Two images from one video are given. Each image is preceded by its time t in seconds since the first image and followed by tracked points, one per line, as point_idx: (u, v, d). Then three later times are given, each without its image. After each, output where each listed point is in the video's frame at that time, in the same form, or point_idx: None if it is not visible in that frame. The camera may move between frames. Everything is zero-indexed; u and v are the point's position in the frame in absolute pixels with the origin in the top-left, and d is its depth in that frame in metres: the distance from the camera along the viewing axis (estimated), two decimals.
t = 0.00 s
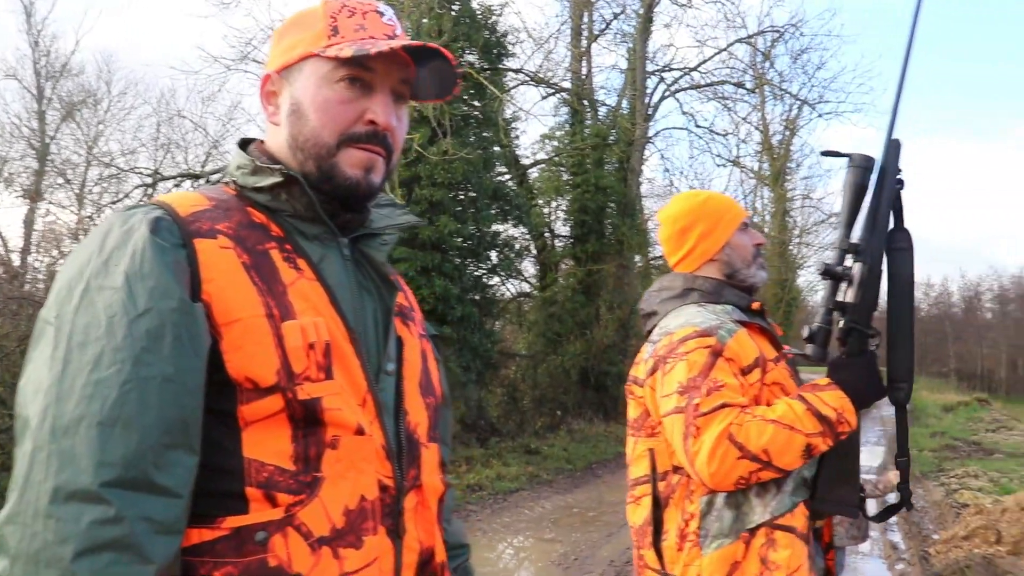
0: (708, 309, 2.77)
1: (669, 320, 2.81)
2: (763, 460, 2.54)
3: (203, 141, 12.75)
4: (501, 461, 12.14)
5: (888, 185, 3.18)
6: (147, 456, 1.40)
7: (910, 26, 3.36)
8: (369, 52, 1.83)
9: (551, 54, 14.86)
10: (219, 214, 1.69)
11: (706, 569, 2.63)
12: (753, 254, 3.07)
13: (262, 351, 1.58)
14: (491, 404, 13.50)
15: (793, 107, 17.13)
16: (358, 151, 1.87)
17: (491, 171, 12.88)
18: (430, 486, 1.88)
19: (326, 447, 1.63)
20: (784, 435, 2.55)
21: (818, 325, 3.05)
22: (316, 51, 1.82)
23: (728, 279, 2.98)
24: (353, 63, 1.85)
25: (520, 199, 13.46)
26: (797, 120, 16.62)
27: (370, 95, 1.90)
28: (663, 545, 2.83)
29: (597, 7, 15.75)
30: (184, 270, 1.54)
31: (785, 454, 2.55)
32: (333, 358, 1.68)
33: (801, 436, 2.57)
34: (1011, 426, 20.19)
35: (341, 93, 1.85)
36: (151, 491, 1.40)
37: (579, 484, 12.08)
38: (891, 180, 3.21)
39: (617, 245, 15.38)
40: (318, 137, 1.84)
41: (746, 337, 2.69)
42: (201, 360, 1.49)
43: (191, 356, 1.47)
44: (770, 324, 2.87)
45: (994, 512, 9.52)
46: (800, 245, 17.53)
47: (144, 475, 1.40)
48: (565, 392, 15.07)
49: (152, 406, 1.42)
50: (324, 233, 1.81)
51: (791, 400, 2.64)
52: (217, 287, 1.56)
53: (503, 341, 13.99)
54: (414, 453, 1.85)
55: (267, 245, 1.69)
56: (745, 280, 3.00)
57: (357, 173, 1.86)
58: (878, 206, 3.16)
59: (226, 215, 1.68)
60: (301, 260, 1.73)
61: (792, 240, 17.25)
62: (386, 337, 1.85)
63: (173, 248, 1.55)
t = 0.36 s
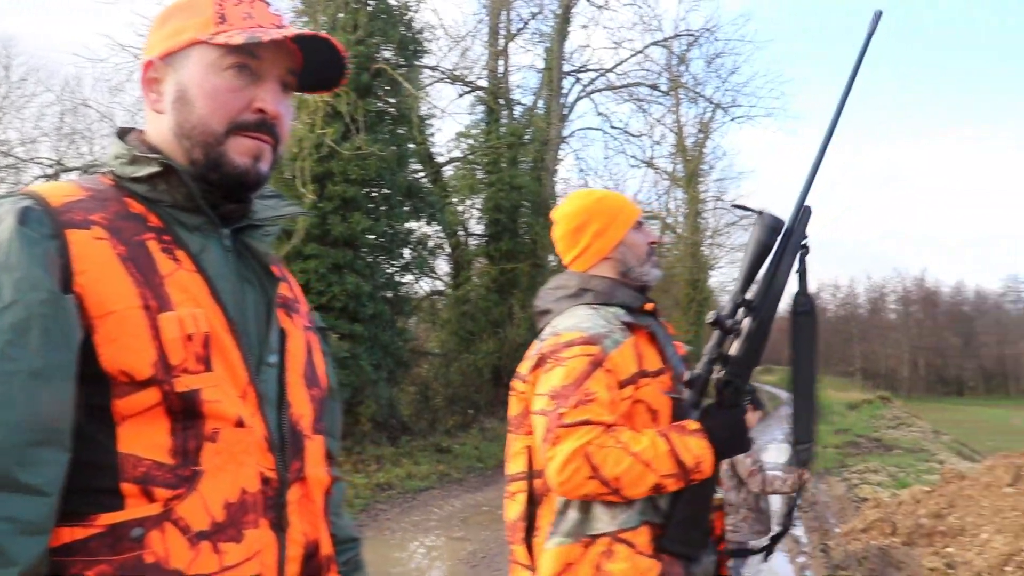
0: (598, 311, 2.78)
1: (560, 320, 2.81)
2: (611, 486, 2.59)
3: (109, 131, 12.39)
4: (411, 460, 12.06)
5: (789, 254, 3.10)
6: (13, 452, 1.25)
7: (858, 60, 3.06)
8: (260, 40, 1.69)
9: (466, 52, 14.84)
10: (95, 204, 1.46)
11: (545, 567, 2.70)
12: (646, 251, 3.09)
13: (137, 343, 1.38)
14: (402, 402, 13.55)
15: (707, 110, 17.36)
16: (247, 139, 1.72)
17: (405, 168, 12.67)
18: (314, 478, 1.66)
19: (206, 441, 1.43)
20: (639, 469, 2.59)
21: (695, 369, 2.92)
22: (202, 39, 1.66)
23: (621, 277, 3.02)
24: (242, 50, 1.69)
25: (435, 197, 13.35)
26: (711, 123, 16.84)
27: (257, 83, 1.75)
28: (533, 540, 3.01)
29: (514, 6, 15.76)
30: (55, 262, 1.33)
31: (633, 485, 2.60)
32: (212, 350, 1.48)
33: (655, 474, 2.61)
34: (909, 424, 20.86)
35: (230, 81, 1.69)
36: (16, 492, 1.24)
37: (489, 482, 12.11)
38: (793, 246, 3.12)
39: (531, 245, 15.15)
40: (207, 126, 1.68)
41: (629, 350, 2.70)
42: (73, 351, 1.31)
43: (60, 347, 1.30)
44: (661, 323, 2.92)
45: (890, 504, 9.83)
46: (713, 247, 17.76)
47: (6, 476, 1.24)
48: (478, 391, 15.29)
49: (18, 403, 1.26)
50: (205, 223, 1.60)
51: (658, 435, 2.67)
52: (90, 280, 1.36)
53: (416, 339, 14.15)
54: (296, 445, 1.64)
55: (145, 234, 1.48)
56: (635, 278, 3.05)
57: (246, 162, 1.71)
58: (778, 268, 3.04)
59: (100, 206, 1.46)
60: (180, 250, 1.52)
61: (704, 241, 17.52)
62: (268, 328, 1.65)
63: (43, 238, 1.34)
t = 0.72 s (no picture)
0: (511, 310, 2.82)
1: (472, 318, 2.83)
2: (517, 487, 2.60)
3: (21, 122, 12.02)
4: (334, 461, 11.95)
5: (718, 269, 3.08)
6: None
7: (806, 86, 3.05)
8: (183, 37, 1.63)
9: (394, 50, 14.71)
10: None
11: (451, 564, 2.71)
12: (558, 251, 3.12)
13: (27, 340, 1.31)
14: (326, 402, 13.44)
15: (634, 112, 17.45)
16: (166, 134, 1.64)
17: (330, 165, 12.48)
18: (212, 478, 1.62)
19: (98, 439, 1.38)
20: (545, 472, 2.60)
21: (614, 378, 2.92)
22: (122, 30, 1.56)
23: (532, 276, 3.03)
24: (164, 45, 1.62)
25: (360, 195, 13.21)
26: (638, 125, 16.94)
27: (175, 78, 1.67)
28: (444, 538, 3.11)
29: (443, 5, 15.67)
30: None
31: (539, 488, 2.62)
32: (106, 348, 1.43)
33: (560, 478, 2.63)
34: (829, 422, 21.29)
35: (149, 75, 1.61)
36: None
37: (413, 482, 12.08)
38: (723, 263, 3.10)
39: (457, 244, 15.06)
40: (128, 120, 1.58)
41: (540, 351, 2.74)
42: None
43: None
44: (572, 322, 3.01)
45: (809, 502, 10.01)
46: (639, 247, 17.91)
47: None
48: (405, 390, 15.10)
49: None
50: (103, 218, 1.55)
51: (566, 441, 2.69)
52: None
53: (341, 339, 14.28)
54: (194, 443, 1.60)
55: (37, 229, 1.41)
56: (547, 277, 3.06)
57: (164, 156, 1.64)
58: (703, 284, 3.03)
59: None
60: (76, 246, 1.46)
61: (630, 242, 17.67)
62: (165, 327, 1.61)
63: None
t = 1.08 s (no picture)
0: (464, 314, 2.85)
1: (425, 322, 2.85)
2: (476, 492, 2.59)
3: None
4: (293, 461, 11.87)
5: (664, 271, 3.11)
6: None
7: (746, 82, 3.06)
8: (142, 39, 1.58)
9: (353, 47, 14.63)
10: None
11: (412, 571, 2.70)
12: (511, 251, 3.13)
13: None
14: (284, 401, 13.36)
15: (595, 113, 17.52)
16: (121, 136, 1.60)
17: (289, 163, 12.38)
18: (162, 478, 1.60)
19: (46, 438, 1.33)
20: (504, 476, 2.60)
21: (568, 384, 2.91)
22: (77, 30, 1.51)
23: (485, 277, 3.04)
24: (120, 47, 1.57)
25: (318, 194, 13.14)
26: (598, 125, 16.98)
27: (130, 81, 1.63)
28: (401, 540, 3.09)
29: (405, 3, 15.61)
30: None
31: (499, 492, 2.61)
32: (53, 346, 1.39)
33: (519, 482, 2.63)
34: (788, 422, 21.51)
35: (105, 76, 1.56)
36: None
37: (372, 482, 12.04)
38: (668, 264, 3.13)
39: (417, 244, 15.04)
40: (82, 120, 1.53)
41: (494, 356, 2.77)
42: None
43: None
44: (525, 324, 3.06)
45: (766, 501, 10.09)
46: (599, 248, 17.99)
47: None
48: (364, 389, 15.06)
49: None
50: (51, 216, 1.51)
51: (523, 446, 2.69)
52: None
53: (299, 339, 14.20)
54: (143, 442, 1.58)
55: None
56: (500, 278, 3.06)
57: (118, 159, 1.59)
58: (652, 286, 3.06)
59: None
60: (22, 243, 1.42)
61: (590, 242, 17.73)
62: (113, 325, 1.58)
63: None
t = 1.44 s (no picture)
0: (460, 314, 2.85)
1: (420, 321, 2.85)
2: (468, 493, 2.59)
3: None
4: (280, 461, 11.84)
5: (657, 277, 3.11)
6: None
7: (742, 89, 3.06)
8: (149, 47, 1.58)
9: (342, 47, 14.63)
10: None
11: (400, 570, 2.69)
12: (507, 252, 3.15)
13: None
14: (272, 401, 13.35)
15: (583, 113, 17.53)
16: (123, 140, 1.60)
17: (277, 162, 12.35)
18: (164, 478, 1.60)
19: (49, 440, 1.32)
20: (496, 478, 2.60)
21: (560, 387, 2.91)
22: (85, 34, 1.51)
23: (482, 277, 3.06)
24: (127, 53, 1.57)
25: (306, 193, 13.12)
26: (587, 126, 16.99)
27: (135, 85, 1.63)
28: (392, 541, 3.08)
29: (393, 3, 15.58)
30: None
31: (490, 493, 2.61)
32: (57, 347, 1.38)
33: (510, 484, 2.63)
34: (775, 423, 21.57)
35: (111, 80, 1.56)
36: None
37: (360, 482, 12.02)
38: (661, 268, 3.13)
39: (405, 244, 15.09)
40: (86, 125, 1.53)
41: (488, 357, 2.77)
42: None
43: None
44: (521, 325, 3.07)
45: (754, 501, 10.12)
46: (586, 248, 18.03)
47: None
48: (351, 389, 15.07)
49: None
50: (54, 217, 1.51)
51: (515, 448, 2.70)
52: None
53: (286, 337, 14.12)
54: (147, 443, 1.57)
55: None
56: (497, 278, 3.08)
57: (118, 163, 1.60)
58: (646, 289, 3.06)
59: None
60: (26, 243, 1.42)
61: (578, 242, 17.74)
62: (117, 325, 1.59)
63: None
